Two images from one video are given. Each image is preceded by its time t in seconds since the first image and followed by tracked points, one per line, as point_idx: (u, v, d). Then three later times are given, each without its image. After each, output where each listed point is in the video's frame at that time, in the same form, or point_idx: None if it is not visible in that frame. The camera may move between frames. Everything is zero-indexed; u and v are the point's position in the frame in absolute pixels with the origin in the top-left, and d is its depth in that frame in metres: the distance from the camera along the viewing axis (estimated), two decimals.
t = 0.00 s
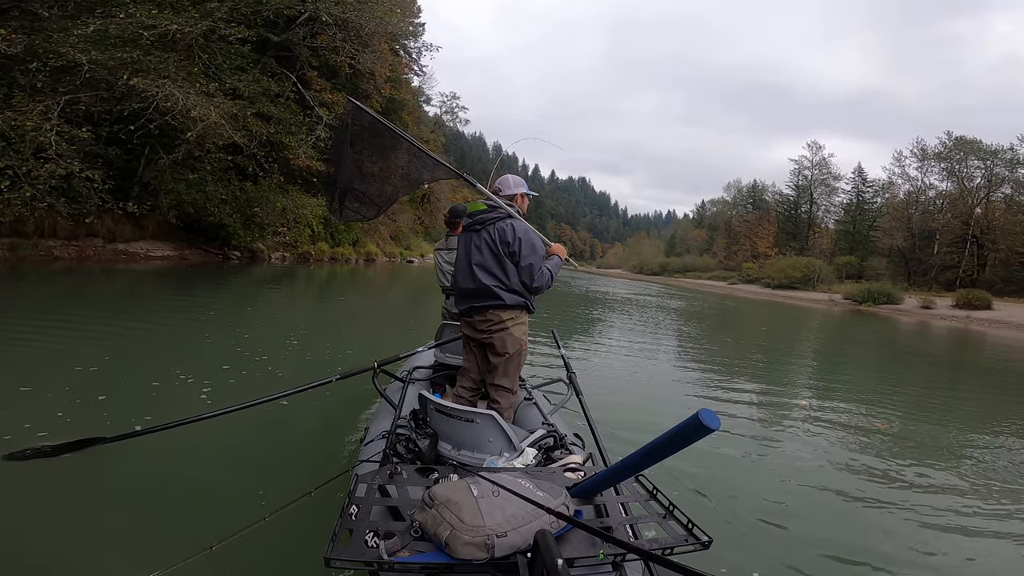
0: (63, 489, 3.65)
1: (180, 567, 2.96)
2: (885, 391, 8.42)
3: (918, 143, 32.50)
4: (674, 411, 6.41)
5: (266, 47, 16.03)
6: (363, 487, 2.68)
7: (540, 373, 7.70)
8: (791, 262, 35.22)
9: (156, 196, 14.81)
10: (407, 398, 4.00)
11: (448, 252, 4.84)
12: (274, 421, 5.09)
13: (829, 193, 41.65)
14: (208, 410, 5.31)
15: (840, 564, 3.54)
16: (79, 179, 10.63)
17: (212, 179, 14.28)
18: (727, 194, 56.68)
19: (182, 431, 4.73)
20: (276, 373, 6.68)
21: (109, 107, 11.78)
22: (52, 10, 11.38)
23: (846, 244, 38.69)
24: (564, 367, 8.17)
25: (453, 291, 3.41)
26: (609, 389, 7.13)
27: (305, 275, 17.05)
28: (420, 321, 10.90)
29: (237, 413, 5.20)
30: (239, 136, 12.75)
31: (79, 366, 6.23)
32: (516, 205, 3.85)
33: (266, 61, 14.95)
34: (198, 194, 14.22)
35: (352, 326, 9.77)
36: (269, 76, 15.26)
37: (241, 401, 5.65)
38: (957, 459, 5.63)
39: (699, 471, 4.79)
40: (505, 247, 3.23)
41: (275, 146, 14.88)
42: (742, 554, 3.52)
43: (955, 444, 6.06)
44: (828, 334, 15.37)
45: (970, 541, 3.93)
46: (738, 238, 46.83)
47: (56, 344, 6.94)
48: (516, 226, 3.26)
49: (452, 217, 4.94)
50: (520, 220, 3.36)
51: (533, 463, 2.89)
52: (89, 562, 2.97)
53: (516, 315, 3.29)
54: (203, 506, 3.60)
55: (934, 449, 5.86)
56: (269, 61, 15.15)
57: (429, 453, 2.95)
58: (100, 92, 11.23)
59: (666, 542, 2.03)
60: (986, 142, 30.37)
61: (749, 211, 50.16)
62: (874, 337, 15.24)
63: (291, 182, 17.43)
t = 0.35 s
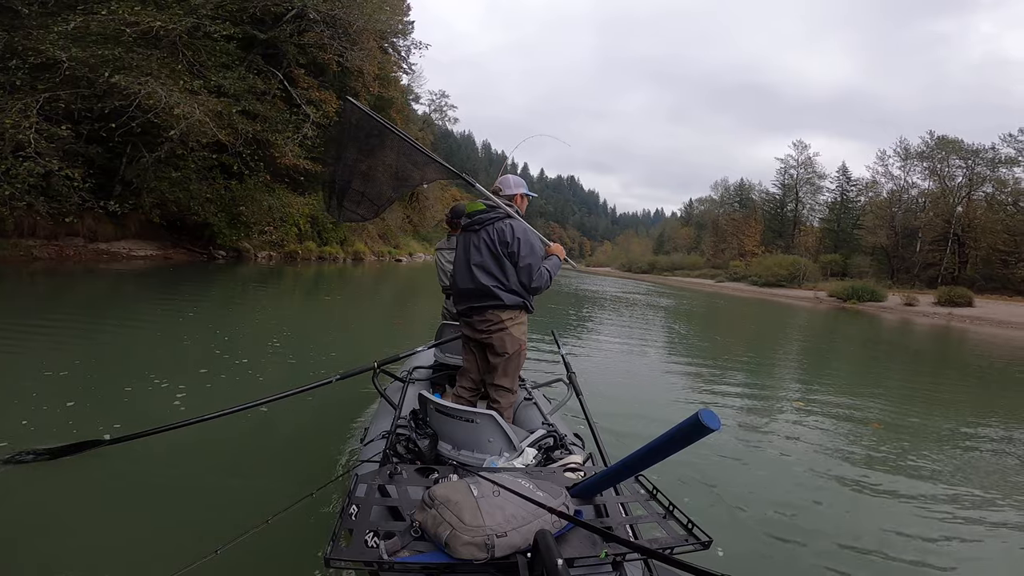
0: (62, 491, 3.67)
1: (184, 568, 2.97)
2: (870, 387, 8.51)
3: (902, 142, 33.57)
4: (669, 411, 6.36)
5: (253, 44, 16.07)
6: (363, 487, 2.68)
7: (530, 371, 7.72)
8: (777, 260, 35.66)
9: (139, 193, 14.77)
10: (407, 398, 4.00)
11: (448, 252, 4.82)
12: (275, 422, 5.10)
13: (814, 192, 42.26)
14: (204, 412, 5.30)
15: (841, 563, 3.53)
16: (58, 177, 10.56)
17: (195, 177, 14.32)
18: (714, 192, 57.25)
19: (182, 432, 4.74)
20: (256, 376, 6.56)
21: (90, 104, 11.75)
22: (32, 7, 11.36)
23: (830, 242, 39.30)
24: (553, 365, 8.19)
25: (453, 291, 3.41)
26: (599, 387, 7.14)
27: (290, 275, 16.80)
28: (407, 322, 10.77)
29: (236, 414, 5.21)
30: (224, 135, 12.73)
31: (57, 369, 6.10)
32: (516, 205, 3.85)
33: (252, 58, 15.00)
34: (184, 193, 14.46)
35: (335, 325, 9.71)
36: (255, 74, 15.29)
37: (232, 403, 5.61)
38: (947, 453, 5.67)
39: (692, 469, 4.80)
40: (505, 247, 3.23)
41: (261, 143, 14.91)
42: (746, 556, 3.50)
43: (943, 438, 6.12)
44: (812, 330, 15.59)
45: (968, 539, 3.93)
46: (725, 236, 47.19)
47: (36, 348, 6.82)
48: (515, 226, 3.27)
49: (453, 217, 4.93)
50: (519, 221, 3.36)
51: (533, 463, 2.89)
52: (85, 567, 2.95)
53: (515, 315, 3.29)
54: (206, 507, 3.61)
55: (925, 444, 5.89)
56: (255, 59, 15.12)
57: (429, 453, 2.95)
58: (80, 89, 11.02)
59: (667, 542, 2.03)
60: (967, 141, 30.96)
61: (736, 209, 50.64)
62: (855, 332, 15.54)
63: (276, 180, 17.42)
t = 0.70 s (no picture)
0: (63, 490, 3.68)
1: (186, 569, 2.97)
2: (851, 385, 8.65)
3: (884, 146, 34.41)
4: (663, 412, 6.34)
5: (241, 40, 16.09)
6: (363, 487, 2.67)
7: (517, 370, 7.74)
8: (761, 261, 36.00)
9: (120, 191, 14.68)
10: (407, 398, 4.01)
11: (448, 250, 4.80)
12: (275, 422, 5.12)
13: (799, 193, 42.68)
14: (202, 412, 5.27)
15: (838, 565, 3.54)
16: (36, 173, 10.44)
17: (179, 176, 14.39)
18: (701, 194, 57.83)
19: (184, 432, 4.76)
20: (233, 380, 6.39)
21: (71, 99, 11.72)
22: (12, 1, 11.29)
23: (812, 243, 39.87)
24: (540, 364, 8.22)
25: (453, 291, 3.41)
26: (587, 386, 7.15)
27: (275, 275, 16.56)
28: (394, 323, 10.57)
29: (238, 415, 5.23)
30: (209, 132, 12.72)
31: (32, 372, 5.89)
32: (516, 205, 3.86)
33: (239, 55, 15.03)
34: (167, 190, 14.61)
35: (321, 326, 9.59)
36: (241, 70, 15.32)
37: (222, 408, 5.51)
38: (935, 454, 5.74)
39: (683, 469, 4.81)
40: (504, 246, 3.23)
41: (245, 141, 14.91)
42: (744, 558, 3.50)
43: (927, 438, 6.21)
44: (794, 329, 15.85)
45: (967, 542, 3.96)
46: (712, 237, 47.49)
47: (16, 351, 6.63)
48: (515, 226, 3.27)
49: (453, 218, 4.94)
50: (519, 220, 3.36)
51: (533, 463, 2.89)
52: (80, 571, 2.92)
53: (514, 315, 3.29)
54: (207, 508, 3.61)
55: (914, 445, 5.96)
56: (241, 55, 15.18)
57: (429, 453, 2.95)
58: (60, 85, 11.04)
59: (666, 542, 2.03)
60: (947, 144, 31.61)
61: (722, 211, 51.10)
62: (831, 332, 15.91)
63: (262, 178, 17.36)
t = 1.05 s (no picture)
0: (62, 492, 3.65)
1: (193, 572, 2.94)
2: (834, 382, 8.73)
3: (867, 146, 34.88)
4: (659, 411, 6.32)
5: (226, 37, 15.96)
6: (364, 488, 2.67)
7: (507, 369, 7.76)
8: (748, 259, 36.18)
9: (100, 189, 14.31)
10: (407, 399, 4.01)
11: (449, 250, 4.78)
12: (273, 422, 5.11)
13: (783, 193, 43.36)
14: (201, 413, 5.18)
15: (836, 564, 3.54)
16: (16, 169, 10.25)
17: (162, 173, 13.96)
18: (687, 193, 58.27)
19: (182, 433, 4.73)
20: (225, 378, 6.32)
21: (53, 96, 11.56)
22: None
23: (797, 242, 40.23)
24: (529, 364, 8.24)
25: (453, 291, 3.41)
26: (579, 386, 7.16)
27: (260, 274, 16.49)
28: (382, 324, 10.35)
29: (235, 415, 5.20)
30: (193, 129, 12.65)
31: (13, 371, 5.72)
32: (516, 205, 3.86)
33: (223, 52, 14.96)
34: (148, 188, 13.94)
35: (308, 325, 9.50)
36: (227, 67, 15.22)
37: (214, 409, 5.31)
38: (925, 452, 5.78)
39: (679, 468, 4.81)
40: (505, 246, 3.23)
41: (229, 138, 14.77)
42: (742, 557, 3.50)
43: (914, 435, 6.26)
44: (777, 327, 16.09)
45: (967, 542, 3.97)
46: (698, 236, 47.71)
47: None
48: (515, 225, 3.27)
49: (454, 218, 4.94)
50: (520, 220, 3.36)
51: (533, 463, 2.89)
52: None
53: (515, 315, 3.29)
54: (212, 511, 3.57)
55: (904, 442, 6.01)
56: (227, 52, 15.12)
57: (429, 453, 2.95)
58: (40, 81, 10.90)
59: (666, 543, 2.03)
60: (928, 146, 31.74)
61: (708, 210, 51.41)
62: (811, 329, 16.21)
63: (247, 176, 17.29)
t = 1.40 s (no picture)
0: (61, 497, 3.63)
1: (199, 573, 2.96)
2: (823, 376, 8.76)
3: (852, 143, 35.18)
4: (655, 408, 6.32)
5: (209, 36, 15.86)
6: (363, 488, 2.67)
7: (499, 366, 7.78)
8: (736, 255, 36.36)
9: (80, 190, 14.14)
10: (407, 399, 4.01)
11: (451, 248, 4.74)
12: (271, 424, 5.10)
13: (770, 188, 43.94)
14: (197, 418, 5.16)
15: (833, 555, 3.54)
16: None
17: (144, 174, 13.90)
18: (675, 189, 58.61)
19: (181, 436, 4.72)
20: (216, 381, 6.27)
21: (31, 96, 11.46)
22: None
23: (784, 238, 40.53)
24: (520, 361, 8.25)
25: (453, 291, 3.41)
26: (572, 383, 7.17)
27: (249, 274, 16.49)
28: (370, 325, 10.25)
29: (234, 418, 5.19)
30: (175, 128, 12.53)
31: None
32: (515, 205, 3.86)
33: (207, 51, 14.93)
34: (131, 190, 13.87)
35: (294, 326, 9.44)
36: (211, 66, 15.17)
37: (208, 414, 5.28)
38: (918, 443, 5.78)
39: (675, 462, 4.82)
40: (504, 246, 3.23)
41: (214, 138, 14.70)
42: (744, 552, 3.49)
43: (905, 426, 6.31)
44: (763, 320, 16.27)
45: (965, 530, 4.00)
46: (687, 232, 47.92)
47: None
48: (514, 226, 3.26)
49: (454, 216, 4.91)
50: (519, 220, 3.36)
51: (533, 463, 2.88)
52: None
53: (515, 314, 3.29)
54: (214, 513, 3.59)
55: (897, 432, 6.06)
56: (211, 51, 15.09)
57: (429, 453, 2.95)
58: (18, 82, 10.83)
59: (667, 543, 2.03)
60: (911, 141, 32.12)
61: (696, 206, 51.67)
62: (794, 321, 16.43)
63: (232, 176, 17.20)
